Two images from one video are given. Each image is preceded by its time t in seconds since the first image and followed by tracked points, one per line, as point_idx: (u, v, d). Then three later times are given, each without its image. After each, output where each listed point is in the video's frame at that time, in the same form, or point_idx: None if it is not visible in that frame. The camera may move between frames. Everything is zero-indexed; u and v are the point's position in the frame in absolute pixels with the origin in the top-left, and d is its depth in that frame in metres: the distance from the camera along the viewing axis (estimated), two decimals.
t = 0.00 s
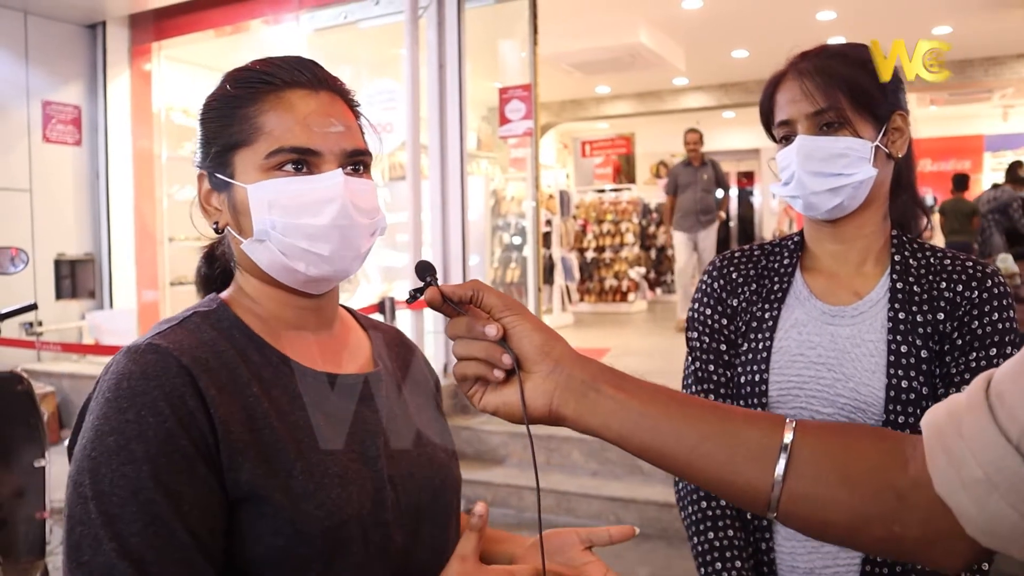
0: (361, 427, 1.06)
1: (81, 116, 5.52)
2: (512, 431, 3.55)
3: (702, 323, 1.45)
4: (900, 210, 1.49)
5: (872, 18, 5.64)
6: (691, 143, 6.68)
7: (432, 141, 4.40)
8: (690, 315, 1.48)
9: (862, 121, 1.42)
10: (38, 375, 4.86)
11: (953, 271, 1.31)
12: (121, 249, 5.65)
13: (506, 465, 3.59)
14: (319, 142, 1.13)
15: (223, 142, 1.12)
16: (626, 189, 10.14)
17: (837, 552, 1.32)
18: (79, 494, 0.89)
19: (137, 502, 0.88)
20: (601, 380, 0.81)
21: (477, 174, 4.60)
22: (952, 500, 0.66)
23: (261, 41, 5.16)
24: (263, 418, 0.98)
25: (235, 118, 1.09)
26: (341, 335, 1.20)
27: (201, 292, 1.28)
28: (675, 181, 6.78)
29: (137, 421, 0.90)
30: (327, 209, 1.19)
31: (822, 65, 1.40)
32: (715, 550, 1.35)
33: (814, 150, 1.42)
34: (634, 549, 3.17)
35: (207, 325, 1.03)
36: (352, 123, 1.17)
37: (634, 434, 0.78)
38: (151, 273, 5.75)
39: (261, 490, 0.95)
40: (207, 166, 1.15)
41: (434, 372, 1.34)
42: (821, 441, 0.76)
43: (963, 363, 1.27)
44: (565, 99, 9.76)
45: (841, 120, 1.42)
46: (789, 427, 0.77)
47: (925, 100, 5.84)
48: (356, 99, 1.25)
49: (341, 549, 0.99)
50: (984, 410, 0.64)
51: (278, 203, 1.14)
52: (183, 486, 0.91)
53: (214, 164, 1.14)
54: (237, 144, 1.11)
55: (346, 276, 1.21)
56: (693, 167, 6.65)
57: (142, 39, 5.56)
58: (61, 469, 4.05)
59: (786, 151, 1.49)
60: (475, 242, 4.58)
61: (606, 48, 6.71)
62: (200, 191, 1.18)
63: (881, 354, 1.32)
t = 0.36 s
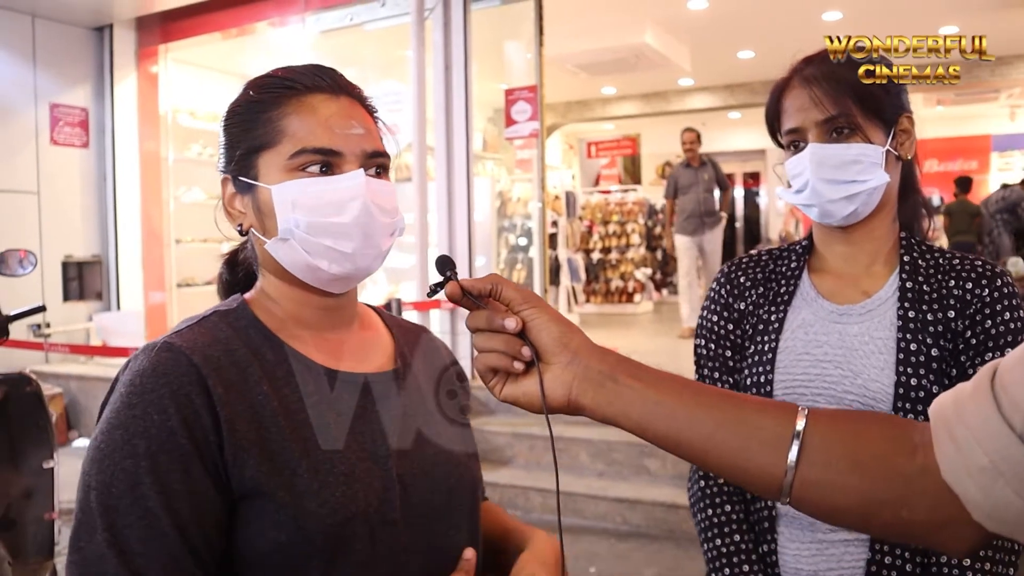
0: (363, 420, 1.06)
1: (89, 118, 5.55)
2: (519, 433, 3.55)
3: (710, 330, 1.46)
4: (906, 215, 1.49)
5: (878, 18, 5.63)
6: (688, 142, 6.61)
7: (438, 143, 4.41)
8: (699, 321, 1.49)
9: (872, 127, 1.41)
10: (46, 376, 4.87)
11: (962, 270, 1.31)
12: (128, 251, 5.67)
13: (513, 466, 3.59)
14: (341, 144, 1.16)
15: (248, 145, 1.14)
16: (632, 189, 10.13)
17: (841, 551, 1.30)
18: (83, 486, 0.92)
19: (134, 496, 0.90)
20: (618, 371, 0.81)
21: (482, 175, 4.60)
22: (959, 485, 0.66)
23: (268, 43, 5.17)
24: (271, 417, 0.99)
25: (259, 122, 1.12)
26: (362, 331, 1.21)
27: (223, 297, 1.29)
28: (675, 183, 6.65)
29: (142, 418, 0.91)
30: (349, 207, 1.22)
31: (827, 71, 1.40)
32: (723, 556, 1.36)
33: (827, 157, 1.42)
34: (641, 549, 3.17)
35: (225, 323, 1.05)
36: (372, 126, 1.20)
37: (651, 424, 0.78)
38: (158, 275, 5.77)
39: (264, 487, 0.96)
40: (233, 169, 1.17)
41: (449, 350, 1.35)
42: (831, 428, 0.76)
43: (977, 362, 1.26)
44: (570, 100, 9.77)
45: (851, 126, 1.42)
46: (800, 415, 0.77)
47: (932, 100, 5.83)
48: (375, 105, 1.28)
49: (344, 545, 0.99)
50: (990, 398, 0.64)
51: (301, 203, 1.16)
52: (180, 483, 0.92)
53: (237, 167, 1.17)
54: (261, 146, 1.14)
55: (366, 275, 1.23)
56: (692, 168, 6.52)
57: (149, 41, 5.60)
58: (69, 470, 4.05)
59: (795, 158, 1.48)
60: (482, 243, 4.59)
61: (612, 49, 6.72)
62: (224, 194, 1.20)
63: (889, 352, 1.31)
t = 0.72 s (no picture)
0: (369, 420, 1.08)
1: (95, 118, 5.57)
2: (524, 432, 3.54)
3: (709, 328, 1.45)
4: (904, 208, 1.50)
5: (884, 16, 5.60)
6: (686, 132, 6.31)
7: (443, 142, 4.41)
8: (698, 319, 1.48)
9: (877, 115, 1.42)
10: (53, 375, 4.89)
11: (971, 267, 1.31)
12: (134, 250, 5.68)
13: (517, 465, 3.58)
14: (357, 141, 1.17)
15: (262, 138, 1.15)
16: (637, 189, 10.12)
17: (851, 548, 1.31)
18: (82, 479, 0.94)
19: (123, 487, 0.91)
20: (622, 376, 0.81)
21: (487, 174, 4.60)
22: (962, 490, 0.66)
23: (273, 43, 5.18)
24: (261, 417, 1.00)
25: (277, 114, 1.13)
26: (372, 324, 1.21)
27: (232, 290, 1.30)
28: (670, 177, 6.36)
29: (136, 412, 0.93)
30: (362, 208, 1.22)
31: (830, 58, 1.40)
32: (734, 559, 1.34)
33: (832, 145, 1.41)
34: (646, 548, 3.17)
35: (226, 322, 1.07)
36: (390, 126, 1.20)
37: (653, 429, 0.78)
38: (164, 274, 5.80)
39: (250, 487, 0.97)
40: (246, 162, 1.18)
41: (473, 345, 1.35)
42: (835, 435, 0.76)
43: (988, 362, 1.26)
44: (575, 99, 9.77)
45: (855, 113, 1.41)
46: (803, 421, 0.77)
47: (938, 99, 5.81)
48: (394, 106, 1.28)
49: (330, 545, 1.00)
50: (993, 403, 0.64)
51: (314, 201, 1.17)
52: (171, 476, 0.93)
53: (252, 159, 1.18)
54: (277, 139, 1.15)
55: (373, 278, 1.22)
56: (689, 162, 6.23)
57: (154, 41, 5.62)
58: (75, 468, 4.07)
59: (797, 147, 1.48)
60: (487, 242, 4.59)
61: (617, 48, 6.71)
62: (237, 186, 1.21)
63: (898, 352, 1.31)
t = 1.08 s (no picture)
0: (372, 418, 1.09)
1: (98, 114, 5.57)
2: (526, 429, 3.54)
3: (708, 328, 1.45)
4: (903, 206, 1.50)
5: (888, 13, 5.58)
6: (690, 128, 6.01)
7: (446, 137, 4.44)
8: (695, 319, 1.48)
9: (874, 115, 1.42)
10: (56, 371, 4.90)
11: (969, 266, 1.31)
12: (138, 246, 5.70)
13: (519, 461, 3.58)
14: (359, 140, 1.17)
15: (263, 133, 1.15)
16: (640, 185, 10.12)
17: (855, 548, 1.32)
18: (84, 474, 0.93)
19: (129, 480, 0.91)
20: (630, 377, 0.81)
21: (489, 171, 4.60)
22: (980, 497, 0.68)
23: (276, 39, 5.17)
24: (267, 410, 1.01)
25: (279, 110, 1.13)
26: (366, 323, 1.22)
27: (225, 281, 1.31)
28: (672, 173, 6.33)
29: (141, 404, 0.93)
30: (361, 209, 1.24)
31: (826, 58, 1.39)
32: (737, 560, 1.35)
33: (830, 148, 1.41)
34: (647, 545, 3.17)
35: (223, 316, 1.07)
36: (391, 125, 1.20)
37: (661, 431, 0.78)
38: (167, 270, 5.82)
39: (259, 477, 0.97)
40: (245, 155, 1.18)
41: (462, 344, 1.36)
42: (845, 439, 0.77)
43: (987, 362, 1.26)
44: (578, 95, 9.76)
45: (853, 114, 1.41)
46: (816, 425, 0.77)
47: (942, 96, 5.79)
48: (395, 102, 1.28)
49: (340, 540, 1.01)
50: (1011, 407, 0.66)
51: (312, 199, 1.17)
52: (182, 467, 0.93)
53: (251, 154, 1.18)
54: (277, 135, 1.14)
55: (369, 277, 1.25)
56: (690, 158, 6.18)
57: (157, 37, 5.62)
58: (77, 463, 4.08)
59: (795, 147, 1.48)
60: (489, 238, 4.60)
61: (620, 44, 6.71)
62: (236, 178, 1.21)
63: (899, 353, 1.31)
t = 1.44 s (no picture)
0: (357, 420, 1.09)
1: (91, 113, 5.55)
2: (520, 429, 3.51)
3: (697, 328, 1.45)
4: (890, 206, 1.51)
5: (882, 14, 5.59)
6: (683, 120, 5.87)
7: (439, 138, 4.45)
8: (684, 319, 1.48)
9: (862, 118, 1.42)
10: (48, 371, 4.88)
11: (954, 266, 1.32)
12: (130, 246, 5.69)
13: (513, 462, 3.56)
14: (354, 140, 1.17)
15: (257, 126, 1.14)
16: (633, 185, 10.13)
17: (845, 549, 1.33)
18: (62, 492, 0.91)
19: (114, 502, 0.90)
20: (618, 377, 0.81)
21: (483, 171, 4.61)
22: (972, 501, 0.68)
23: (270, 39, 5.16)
24: (258, 417, 1.00)
25: (277, 103, 1.12)
26: (348, 325, 1.23)
27: (197, 274, 1.26)
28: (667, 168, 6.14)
29: (126, 421, 0.92)
30: (356, 209, 1.24)
31: (818, 59, 1.38)
32: (727, 559, 1.36)
33: (819, 149, 1.42)
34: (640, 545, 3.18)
35: (205, 321, 1.06)
36: (386, 128, 1.21)
37: (650, 432, 0.78)
38: (160, 270, 5.79)
39: (256, 489, 0.98)
40: (236, 147, 1.17)
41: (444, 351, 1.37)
42: (838, 441, 0.77)
43: (974, 361, 1.27)
44: (572, 96, 9.78)
45: (842, 117, 1.42)
46: (806, 426, 0.78)
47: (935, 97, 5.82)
48: (389, 104, 1.28)
49: (345, 536, 1.03)
50: (1003, 409, 0.66)
51: (307, 197, 1.17)
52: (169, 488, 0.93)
53: (243, 147, 1.16)
54: (272, 129, 1.14)
55: (359, 278, 1.26)
56: (686, 152, 6.02)
57: (151, 37, 5.62)
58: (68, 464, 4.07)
59: (783, 148, 1.48)
60: (483, 238, 4.61)
61: (614, 45, 6.72)
62: (222, 170, 1.19)
63: (886, 351, 1.31)
